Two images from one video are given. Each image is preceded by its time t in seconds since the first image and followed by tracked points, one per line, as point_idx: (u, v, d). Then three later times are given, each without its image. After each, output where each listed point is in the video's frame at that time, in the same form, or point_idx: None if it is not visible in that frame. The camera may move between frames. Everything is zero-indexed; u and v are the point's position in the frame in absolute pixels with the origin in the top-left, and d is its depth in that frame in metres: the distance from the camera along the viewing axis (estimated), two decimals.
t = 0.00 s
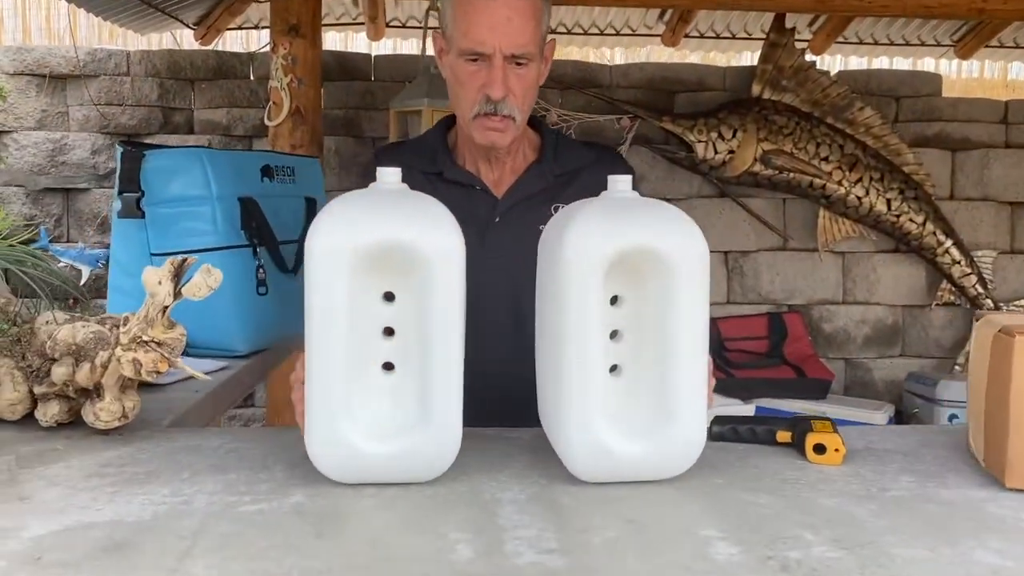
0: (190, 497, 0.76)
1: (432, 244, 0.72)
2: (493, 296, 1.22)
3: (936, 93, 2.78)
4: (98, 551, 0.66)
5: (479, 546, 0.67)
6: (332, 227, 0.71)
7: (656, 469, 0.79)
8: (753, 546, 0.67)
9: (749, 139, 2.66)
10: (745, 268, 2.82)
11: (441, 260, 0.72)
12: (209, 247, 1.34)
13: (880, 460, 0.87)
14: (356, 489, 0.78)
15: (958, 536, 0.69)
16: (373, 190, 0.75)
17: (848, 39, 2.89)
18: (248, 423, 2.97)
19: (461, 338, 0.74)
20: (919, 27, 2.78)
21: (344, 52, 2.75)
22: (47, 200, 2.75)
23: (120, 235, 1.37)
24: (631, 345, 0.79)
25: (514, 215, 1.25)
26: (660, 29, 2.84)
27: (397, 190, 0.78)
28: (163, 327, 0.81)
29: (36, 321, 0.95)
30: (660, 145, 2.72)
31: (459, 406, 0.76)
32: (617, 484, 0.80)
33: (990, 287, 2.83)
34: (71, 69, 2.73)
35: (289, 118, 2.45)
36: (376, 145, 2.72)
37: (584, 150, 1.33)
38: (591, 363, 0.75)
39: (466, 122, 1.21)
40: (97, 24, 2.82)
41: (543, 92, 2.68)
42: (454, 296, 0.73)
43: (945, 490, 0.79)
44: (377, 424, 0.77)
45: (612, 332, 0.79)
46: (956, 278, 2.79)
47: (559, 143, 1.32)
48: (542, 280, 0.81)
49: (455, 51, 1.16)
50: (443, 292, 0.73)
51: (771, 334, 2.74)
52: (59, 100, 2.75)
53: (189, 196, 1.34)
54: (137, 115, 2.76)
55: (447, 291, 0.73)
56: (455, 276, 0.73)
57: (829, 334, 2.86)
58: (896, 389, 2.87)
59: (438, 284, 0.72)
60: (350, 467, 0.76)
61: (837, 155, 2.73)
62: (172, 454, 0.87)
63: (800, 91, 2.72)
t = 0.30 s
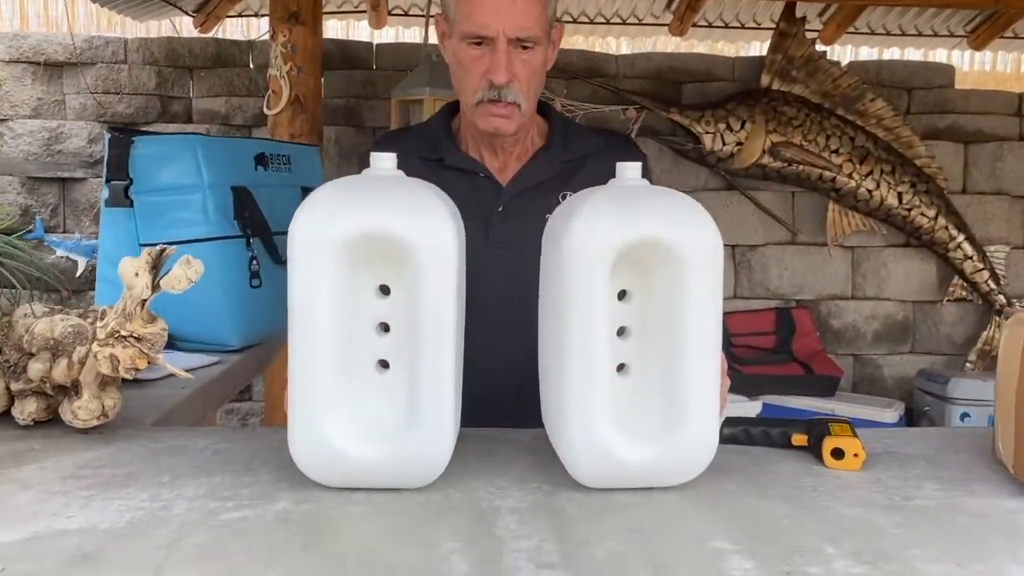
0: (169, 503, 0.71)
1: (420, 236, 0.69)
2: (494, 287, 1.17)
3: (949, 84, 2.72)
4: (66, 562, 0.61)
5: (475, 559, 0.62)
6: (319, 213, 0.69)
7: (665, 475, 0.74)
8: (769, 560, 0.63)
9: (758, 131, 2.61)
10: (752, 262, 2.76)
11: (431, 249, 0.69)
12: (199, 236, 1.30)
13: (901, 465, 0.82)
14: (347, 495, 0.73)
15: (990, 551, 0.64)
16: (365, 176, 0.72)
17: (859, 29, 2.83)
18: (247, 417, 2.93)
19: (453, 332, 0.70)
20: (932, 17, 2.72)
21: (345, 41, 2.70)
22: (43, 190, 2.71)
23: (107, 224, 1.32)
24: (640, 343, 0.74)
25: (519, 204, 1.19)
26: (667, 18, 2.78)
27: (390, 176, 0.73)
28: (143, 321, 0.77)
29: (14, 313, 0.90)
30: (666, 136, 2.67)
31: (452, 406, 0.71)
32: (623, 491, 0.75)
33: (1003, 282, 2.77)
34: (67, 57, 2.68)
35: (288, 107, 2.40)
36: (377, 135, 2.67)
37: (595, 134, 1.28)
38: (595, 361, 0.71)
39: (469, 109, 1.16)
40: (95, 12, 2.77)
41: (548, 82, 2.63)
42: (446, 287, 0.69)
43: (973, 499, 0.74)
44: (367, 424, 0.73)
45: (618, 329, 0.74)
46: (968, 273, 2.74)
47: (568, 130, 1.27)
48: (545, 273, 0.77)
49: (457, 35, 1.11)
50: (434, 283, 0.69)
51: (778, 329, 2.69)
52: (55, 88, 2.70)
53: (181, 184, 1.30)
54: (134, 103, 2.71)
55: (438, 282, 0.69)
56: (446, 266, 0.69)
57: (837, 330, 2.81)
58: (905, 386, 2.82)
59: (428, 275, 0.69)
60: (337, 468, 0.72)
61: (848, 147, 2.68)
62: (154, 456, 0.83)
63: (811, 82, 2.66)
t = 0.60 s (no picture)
0: (112, 513, 0.66)
1: (378, 227, 0.63)
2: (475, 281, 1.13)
3: (959, 74, 2.65)
4: None
5: None
6: (271, 202, 0.64)
7: (646, 487, 0.69)
8: None
9: (763, 121, 2.54)
10: (756, 255, 2.71)
11: (391, 242, 0.64)
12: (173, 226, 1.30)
13: (902, 475, 0.77)
14: (304, 505, 0.69)
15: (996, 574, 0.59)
16: (323, 163, 0.68)
17: (868, 17, 2.77)
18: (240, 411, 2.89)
19: (416, 332, 0.65)
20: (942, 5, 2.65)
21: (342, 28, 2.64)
22: (34, 179, 2.66)
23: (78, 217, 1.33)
24: (619, 344, 0.69)
25: (501, 196, 1.14)
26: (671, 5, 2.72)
27: (351, 164, 0.68)
28: (86, 317, 0.74)
29: None
30: (669, 126, 2.61)
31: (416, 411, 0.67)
32: (601, 503, 0.70)
33: (1013, 277, 2.71)
34: (59, 44, 2.62)
35: (281, 96, 2.34)
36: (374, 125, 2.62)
37: (584, 121, 1.24)
38: (570, 363, 0.66)
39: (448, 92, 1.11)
40: None
41: (548, 70, 2.58)
42: (408, 283, 0.64)
43: (978, 514, 0.69)
44: (325, 429, 0.68)
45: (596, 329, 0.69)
46: (978, 268, 2.67)
47: (555, 116, 1.22)
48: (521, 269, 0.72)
49: (436, 12, 1.06)
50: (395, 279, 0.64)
51: (783, 325, 2.63)
52: (47, 76, 2.65)
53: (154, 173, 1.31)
54: (127, 91, 2.65)
55: (399, 278, 0.64)
56: (408, 260, 0.64)
57: (843, 325, 2.75)
58: (912, 383, 2.76)
59: (388, 270, 0.64)
60: (292, 478, 0.67)
61: (855, 138, 2.58)
62: (105, 460, 0.78)
63: (817, 70, 2.60)
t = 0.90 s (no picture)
0: (55, 515, 0.62)
1: (337, 209, 0.59)
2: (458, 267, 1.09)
3: (971, 60, 2.58)
4: None
5: None
6: (221, 181, 0.60)
7: (629, 488, 0.64)
8: None
9: (768, 108, 2.48)
10: (762, 244, 2.64)
11: (351, 224, 0.59)
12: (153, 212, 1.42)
13: (905, 477, 0.72)
14: (262, 507, 0.64)
15: None
16: (280, 139, 0.63)
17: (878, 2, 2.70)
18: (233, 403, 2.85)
19: (378, 321, 0.61)
20: None
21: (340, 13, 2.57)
22: (28, 166, 2.62)
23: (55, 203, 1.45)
24: (600, 336, 0.64)
25: (486, 180, 1.11)
26: None
27: (312, 141, 0.63)
28: (27, 307, 0.77)
29: None
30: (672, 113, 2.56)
31: (379, 406, 0.62)
32: (581, 505, 0.66)
33: None
34: (52, 29, 2.58)
35: (276, 82, 2.25)
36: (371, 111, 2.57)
37: (575, 102, 1.19)
38: (544, 355, 0.61)
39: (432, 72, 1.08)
40: None
41: (548, 55, 2.52)
42: (369, 267, 0.60)
43: (987, 520, 0.64)
44: (283, 425, 0.64)
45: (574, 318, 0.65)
46: (988, 259, 2.62)
47: (545, 96, 1.19)
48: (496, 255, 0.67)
49: None
50: (355, 263, 0.60)
51: (789, 317, 2.58)
52: (40, 62, 2.60)
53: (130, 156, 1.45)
54: (120, 77, 2.60)
55: (359, 262, 0.60)
56: (368, 243, 0.59)
57: (849, 316, 2.69)
58: (920, 376, 2.70)
59: (347, 253, 0.59)
60: (248, 477, 0.63)
61: (862, 125, 2.55)
62: (58, 457, 0.74)
63: (824, 57, 2.54)
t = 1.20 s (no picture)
0: (26, 516, 0.57)
1: (329, 182, 0.54)
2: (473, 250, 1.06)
3: (988, 45, 2.52)
4: None
5: None
6: (203, 152, 0.55)
7: (645, 489, 0.59)
8: None
9: (781, 93, 2.43)
10: (774, 233, 2.59)
11: (344, 199, 0.54)
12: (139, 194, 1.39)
13: (941, 475, 0.67)
14: (250, 507, 0.59)
15: None
16: (268, 109, 0.58)
17: None
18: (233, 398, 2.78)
19: (374, 306, 0.56)
20: None
21: None
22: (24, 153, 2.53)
23: (39, 184, 1.41)
24: (616, 323, 0.59)
25: (502, 161, 1.07)
26: None
27: (303, 110, 0.58)
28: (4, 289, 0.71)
29: None
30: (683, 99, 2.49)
31: (375, 398, 0.57)
32: (595, 506, 0.61)
33: None
34: (49, 13, 2.41)
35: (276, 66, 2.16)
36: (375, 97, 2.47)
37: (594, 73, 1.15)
38: (555, 344, 0.56)
39: (450, 37, 1.04)
40: None
41: (556, 39, 2.46)
42: (364, 246, 0.55)
43: None
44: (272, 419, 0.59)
45: (586, 303, 0.60)
46: (1005, 248, 2.55)
47: (564, 70, 1.14)
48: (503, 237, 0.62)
49: None
50: (349, 243, 0.55)
51: (802, 307, 2.52)
52: (37, 46, 2.44)
53: (119, 135, 1.40)
54: (119, 62, 2.45)
55: (352, 241, 0.55)
56: (363, 220, 0.55)
57: (862, 307, 2.63)
58: (934, 368, 2.64)
59: (340, 231, 0.55)
60: (232, 476, 0.58)
61: (877, 111, 2.47)
62: (34, 452, 0.69)
63: (838, 41, 2.48)
